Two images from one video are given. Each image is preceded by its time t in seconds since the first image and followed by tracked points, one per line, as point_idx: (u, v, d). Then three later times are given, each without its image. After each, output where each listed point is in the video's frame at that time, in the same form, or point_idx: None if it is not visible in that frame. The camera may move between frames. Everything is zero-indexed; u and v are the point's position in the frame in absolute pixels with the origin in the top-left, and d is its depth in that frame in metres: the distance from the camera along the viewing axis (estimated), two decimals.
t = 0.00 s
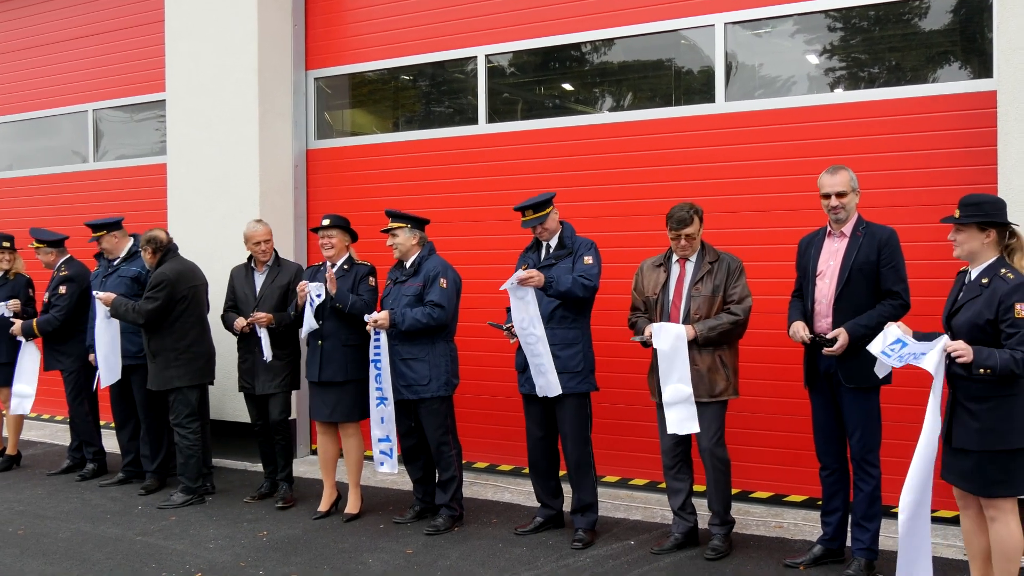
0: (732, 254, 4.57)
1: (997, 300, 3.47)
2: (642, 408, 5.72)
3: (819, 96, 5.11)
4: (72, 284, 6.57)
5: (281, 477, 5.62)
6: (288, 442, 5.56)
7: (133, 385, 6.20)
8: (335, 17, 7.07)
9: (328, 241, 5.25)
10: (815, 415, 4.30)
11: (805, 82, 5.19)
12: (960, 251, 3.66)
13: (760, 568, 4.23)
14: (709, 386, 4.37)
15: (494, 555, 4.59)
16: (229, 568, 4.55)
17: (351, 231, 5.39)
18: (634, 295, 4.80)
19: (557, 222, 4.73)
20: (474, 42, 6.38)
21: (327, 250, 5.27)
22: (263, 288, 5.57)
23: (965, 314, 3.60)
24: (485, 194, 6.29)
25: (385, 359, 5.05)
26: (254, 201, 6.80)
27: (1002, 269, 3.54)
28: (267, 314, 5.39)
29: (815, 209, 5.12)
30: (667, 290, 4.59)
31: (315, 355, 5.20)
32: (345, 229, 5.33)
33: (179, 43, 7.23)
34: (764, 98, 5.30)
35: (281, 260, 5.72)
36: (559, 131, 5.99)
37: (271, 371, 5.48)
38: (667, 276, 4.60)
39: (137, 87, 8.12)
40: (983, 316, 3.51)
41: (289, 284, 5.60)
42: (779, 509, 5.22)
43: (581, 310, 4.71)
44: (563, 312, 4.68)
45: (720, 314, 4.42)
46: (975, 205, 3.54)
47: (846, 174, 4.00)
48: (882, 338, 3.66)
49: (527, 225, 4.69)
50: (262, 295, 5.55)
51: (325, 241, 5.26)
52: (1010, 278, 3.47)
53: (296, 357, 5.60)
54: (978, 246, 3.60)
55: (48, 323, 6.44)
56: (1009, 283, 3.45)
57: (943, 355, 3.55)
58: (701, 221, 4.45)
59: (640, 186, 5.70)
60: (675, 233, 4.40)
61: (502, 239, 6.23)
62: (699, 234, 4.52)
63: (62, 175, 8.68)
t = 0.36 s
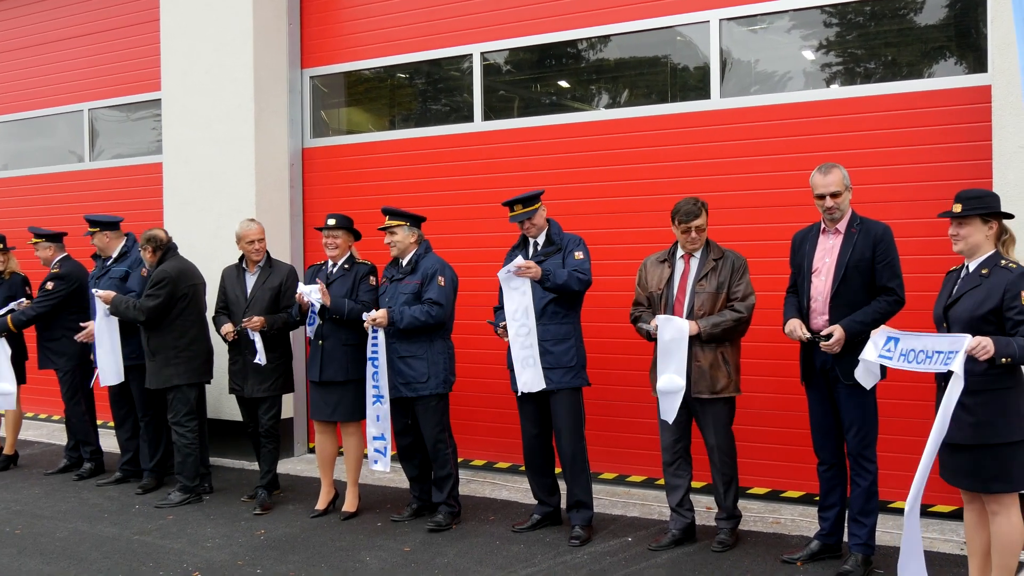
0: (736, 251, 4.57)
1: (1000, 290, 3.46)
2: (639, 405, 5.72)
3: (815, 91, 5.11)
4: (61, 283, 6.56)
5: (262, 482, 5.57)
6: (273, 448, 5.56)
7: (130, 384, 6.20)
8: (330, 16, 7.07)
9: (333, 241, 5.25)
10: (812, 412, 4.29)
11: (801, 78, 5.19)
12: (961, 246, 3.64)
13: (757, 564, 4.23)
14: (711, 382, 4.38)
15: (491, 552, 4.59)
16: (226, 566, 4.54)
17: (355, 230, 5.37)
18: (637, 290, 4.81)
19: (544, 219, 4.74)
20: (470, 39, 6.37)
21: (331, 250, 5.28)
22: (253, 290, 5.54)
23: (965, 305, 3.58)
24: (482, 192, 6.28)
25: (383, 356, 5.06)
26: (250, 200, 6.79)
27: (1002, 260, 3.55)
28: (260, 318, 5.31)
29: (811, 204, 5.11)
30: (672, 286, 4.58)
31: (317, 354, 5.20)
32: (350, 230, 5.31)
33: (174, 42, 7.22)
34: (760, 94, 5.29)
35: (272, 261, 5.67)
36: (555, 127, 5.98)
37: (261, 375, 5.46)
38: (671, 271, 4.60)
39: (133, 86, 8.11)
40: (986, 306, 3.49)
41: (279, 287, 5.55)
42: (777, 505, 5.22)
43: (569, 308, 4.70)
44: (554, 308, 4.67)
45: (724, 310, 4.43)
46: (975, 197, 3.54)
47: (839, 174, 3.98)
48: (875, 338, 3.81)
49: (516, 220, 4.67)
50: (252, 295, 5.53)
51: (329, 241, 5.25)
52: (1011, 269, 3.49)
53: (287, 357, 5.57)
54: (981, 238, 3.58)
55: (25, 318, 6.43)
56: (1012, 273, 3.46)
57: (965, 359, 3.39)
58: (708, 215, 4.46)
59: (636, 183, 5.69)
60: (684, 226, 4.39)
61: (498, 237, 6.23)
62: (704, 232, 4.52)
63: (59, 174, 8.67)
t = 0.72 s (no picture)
0: (752, 254, 4.58)
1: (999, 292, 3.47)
2: (636, 403, 5.73)
3: (814, 92, 5.12)
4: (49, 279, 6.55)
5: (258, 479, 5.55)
6: (270, 445, 5.53)
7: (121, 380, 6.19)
8: (330, 12, 7.06)
9: (339, 240, 5.25)
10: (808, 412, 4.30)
11: (800, 78, 5.20)
12: (954, 248, 3.66)
13: (752, 563, 4.24)
14: (724, 383, 4.38)
15: (488, 550, 4.59)
16: (223, 562, 4.54)
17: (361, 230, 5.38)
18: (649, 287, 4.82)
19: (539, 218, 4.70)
20: (469, 37, 6.37)
21: (335, 249, 5.29)
22: (252, 285, 5.54)
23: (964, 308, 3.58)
24: (480, 189, 6.28)
25: (387, 351, 5.07)
26: (248, 196, 6.79)
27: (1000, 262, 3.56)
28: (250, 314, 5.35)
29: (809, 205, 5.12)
30: (686, 285, 4.60)
31: (318, 350, 5.20)
32: (356, 230, 5.32)
33: (174, 37, 7.20)
34: (759, 95, 5.30)
35: (273, 258, 5.67)
36: (554, 126, 5.98)
37: (253, 375, 5.44)
38: (686, 270, 4.61)
39: (131, 81, 8.09)
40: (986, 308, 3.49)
41: (279, 284, 5.54)
42: (773, 505, 5.24)
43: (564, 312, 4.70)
44: (552, 307, 4.69)
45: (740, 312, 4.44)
46: (966, 201, 3.57)
47: (836, 176, 4.01)
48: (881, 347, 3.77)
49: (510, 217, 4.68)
50: (251, 292, 5.52)
51: (337, 241, 5.25)
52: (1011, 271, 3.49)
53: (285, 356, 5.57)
54: (971, 241, 3.60)
55: (14, 309, 6.46)
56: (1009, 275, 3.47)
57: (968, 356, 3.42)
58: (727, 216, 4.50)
59: (634, 182, 5.70)
60: (709, 223, 4.39)
61: (496, 234, 6.23)
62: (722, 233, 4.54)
63: (56, 169, 8.65)
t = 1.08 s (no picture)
0: (757, 251, 4.58)
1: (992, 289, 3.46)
2: (632, 400, 5.74)
3: (807, 88, 5.12)
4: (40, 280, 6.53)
5: (254, 479, 5.54)
6: (265, 444, 5.52)
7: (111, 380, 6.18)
8: (324, 10, 7.04)
9: (340, 237, 5.24)
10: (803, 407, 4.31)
11: (793, 74, 5.20)
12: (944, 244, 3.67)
13: (749, 558, 4.25)
14: (729, 382, 4.39)
15: (485, 548, 4.60)
16: (220, 562, 4.54)
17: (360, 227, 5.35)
18: (656, 282, 4.86)
19: (538, 213, 4.75)
20: (463, 35, 6.37)
21: (334, 245, 5.25)
22: (249, 285, 5.52)
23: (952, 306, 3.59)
24: (475, 187, 6.28)
25: (395, 353, 5.03)
26: (243, 195, 6.78)
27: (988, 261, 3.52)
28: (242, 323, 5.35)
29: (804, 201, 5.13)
30: (690, 281, 4.62)
31: (314, 350, 5.17)
32: (358, 229, 5.34)
33: (167, 36, 7.18)
34: (752, 91, 5.31)
35: (272, 258, 5.66)
36: (548, 123, 5.99)
37: (244, 375, 5.44)
38: (690, 266, 4.64)
39: (124, 80, 8.07)
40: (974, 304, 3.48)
41: (275, 285, 5.52)
42: (769, 501, 5.26)
43: (566, 326, 4.69)
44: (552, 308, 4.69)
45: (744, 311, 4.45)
46: (962, 195, 3.56)
47: (829, 171, 4.01)
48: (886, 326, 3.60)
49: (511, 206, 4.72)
50: (248, 292, 5.50)
51: (337, 237, 5.23)
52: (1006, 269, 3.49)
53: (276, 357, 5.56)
54: (953, 237, 3.60)
55: (10, 309, 6.50)
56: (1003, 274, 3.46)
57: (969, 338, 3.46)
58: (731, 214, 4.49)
59: (628, 179, 5.71)
60: (706, 224, 4.42)
61: (491, 232, 6.23)
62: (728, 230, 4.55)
63: (49, 169, 8.63)
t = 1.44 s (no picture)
0: (755, 248, 4.57)
1: (992, 285, 3.48)
2: (633, 398, 5.74)
3: (806, 85, 5.12)
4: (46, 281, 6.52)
5: (255, 479, 5.54)
6: (265, 445, 5.54)
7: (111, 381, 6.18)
8: (322, 10, 7.04)
9: (341, 236, 5.24)
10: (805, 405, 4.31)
11: (792, 72, 5.20)
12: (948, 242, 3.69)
13: (752, 556, 4.25)
14: (724, 377, 4.38)
15: (487, 547, 4.60)
16: (222, 562, 4.54)
17: (357, 224, 5.33)
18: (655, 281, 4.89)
19: (558, 209, 4.75)
20: (461, 34, 6.37)
21: (337, 243, 5.25)
22: (245, 283, 5.52)
23: (955, 300, 3.59)
24: (475, 186, 6.28)
25: (402, 356, 5.06)
26: (244, 195, 6.78)
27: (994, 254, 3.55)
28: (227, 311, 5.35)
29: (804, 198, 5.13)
30: (686, 277, 4.65)
31: (315, 351, 5.15)
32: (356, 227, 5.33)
33: (166, 37, 7.18)
34: (750, 89, 5.31)
35: (269, 257, 5.64)
36: (547, 122, 5.99)
37: (241, 374, 5.44)
38: (687, 263, 4.66)
39: (123, 81, 8.07)
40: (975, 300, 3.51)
41: (271, 285, 5.51)
42: (771, 498, 5.26)
43: (575, 327, 4.68)
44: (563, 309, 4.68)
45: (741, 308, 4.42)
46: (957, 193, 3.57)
47: (828, 167, 4.00)
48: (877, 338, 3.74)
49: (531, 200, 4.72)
50: (245, 291, 5.50)
51: (337, 236, 5.23)
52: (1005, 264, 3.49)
53: (273, 357, 5.54)
54: (956, 235, 3.63)
55: (16, 313, 6.43)
56: (1003, 269, 3.47)
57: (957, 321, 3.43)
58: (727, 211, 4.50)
59: (628, 177, 5.70)
60: (701, 220, 4.42)
61: (492, 231, 6.23)
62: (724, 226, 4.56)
63: (49, 170, 8.63)
